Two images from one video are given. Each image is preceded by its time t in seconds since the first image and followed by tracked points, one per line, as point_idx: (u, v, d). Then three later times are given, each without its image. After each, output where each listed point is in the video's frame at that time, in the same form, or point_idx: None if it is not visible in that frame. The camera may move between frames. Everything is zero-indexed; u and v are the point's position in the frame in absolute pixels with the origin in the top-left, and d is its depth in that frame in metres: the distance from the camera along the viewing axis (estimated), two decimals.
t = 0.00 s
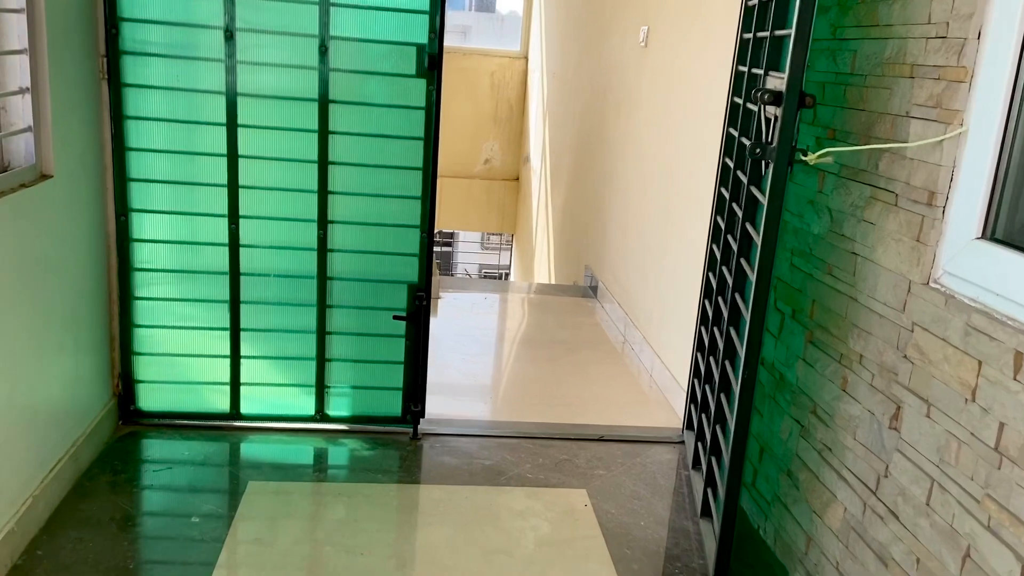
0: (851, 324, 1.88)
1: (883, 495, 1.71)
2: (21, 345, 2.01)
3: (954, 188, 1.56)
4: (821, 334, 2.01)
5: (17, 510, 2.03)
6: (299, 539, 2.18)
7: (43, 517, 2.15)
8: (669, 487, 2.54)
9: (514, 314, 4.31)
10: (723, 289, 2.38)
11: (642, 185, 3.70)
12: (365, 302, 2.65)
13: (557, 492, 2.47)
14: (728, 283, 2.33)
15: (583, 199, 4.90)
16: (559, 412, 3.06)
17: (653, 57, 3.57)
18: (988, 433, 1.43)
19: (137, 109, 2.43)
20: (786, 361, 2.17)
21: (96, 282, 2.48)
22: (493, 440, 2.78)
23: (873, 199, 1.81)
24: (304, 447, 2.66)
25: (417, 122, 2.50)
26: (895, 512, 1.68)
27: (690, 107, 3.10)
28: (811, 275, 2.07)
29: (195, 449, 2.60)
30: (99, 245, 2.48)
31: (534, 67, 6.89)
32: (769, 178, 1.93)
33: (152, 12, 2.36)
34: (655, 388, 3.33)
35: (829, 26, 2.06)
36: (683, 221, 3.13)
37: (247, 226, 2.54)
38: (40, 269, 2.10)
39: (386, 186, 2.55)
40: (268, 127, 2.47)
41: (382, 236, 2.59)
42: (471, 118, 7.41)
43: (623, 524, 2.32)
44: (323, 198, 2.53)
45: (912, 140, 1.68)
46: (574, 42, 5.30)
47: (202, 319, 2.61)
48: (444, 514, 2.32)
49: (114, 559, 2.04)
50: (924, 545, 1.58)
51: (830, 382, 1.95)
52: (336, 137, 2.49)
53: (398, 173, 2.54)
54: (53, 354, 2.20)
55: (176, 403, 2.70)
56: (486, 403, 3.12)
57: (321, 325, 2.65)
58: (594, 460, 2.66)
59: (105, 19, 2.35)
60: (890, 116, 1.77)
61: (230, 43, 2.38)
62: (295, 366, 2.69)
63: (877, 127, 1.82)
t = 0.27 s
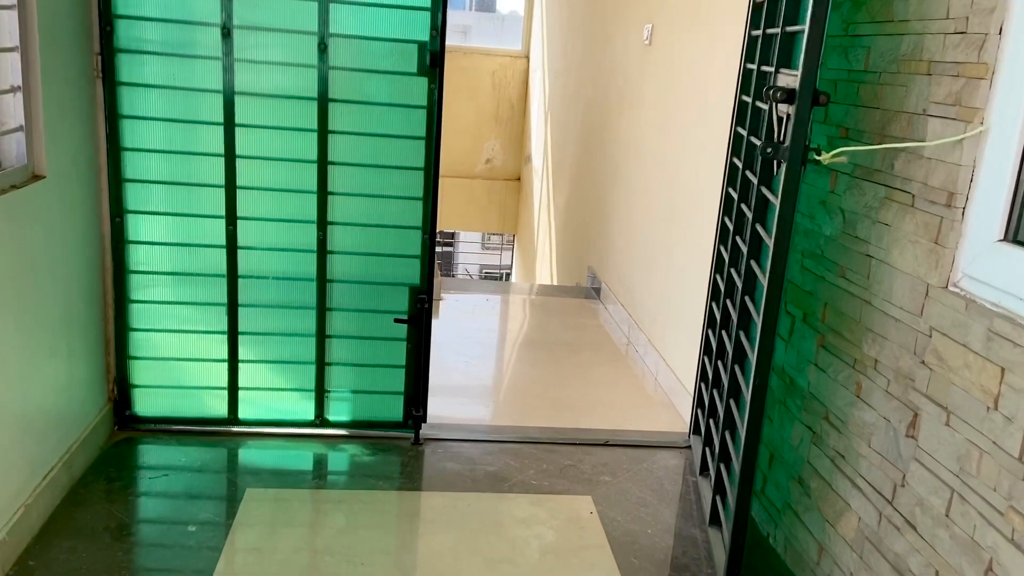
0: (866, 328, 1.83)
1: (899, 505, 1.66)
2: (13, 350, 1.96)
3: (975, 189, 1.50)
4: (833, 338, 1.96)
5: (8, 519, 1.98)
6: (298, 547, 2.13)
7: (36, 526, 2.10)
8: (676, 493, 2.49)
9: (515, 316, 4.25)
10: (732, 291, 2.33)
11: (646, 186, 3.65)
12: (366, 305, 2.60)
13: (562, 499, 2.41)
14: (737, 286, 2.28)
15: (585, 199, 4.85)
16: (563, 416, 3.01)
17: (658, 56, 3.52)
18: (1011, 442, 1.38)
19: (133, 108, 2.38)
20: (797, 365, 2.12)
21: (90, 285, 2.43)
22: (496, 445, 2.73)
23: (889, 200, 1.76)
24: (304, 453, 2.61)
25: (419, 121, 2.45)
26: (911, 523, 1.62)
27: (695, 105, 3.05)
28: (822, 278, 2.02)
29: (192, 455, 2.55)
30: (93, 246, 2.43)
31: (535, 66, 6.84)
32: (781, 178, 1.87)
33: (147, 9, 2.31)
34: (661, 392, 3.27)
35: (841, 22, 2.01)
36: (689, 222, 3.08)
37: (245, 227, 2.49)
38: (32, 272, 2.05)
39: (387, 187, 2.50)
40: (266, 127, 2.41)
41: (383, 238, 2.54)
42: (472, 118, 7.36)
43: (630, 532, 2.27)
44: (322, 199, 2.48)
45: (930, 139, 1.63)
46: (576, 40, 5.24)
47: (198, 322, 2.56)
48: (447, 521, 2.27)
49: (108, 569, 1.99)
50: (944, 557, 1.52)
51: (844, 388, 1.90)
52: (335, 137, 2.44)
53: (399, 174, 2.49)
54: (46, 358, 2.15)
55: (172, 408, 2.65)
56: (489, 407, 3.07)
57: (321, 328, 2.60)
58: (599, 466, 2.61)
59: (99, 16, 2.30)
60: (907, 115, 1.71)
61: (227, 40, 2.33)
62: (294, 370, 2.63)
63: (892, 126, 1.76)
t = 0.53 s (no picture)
0: (890, 339, 1.75)
1: (927, 525, 1.59)
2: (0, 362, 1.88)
3: (1010, 193, 1.43)
4: (854, 348, 1.88)
5: None
6: (297, 565, 2.05)
7: (25, 543, 2.02)
8: (687, 506, 2.41)
9: (519, 320, 4.18)
10: (746, 298, 2.25)
11: (653, 187, 3.57)
12: (367, 312, 2.53)
13: (571, 512, 2.34)
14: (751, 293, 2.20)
15: (589, 200, 4.77)
16: (569, 424, 2.94)
17: (665, 55, 3.44)
18: None
19: (126, 109, 2.30)
20: (815, 375, 2.05)
21: (82, 292, 2.36)
22: (502, 455, 2.65)
23: (914, 204, 1.68)
24: (304, 464, 2.53)
25: (421, 122, 2.37)
26: (941, 544, 1.55)
27: (705, 105, 2.97)
28: (842, 285, 1.94)
29: (188, 467, 2.48)
30: (85, 252, 2.35)
31: (538, 65, 6.76)
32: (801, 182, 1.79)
33: (140, 7, 2.23)
34: (670, 399, 3.19)
35: (861, 19, 1.92)
36: (698, 225, 3.00)
37: (242, 232, 2.41)
38: (20, 280, 1.97)
39: (389, 190, 2.42)
40: (264, 128, 2.34)
41: (384, 243, 2.46)
42: (474, 118, 7.27)
43: (640, 547, 2.19)
44: (322, 203, 2.40)
45: (960, 141, 1.55)
46: (580, 39, 5.16)
47: (194, 330, 2.49)
48: (452, 537, 2.19)
49: None
50: None
51: (866, 400, 1.82)
52: (335, 139, 2.36)
53: (401, 177, 2.41)
54: (36, 369, 2.07)
55: (168, 418, 2.57)
56: (493, 415, 2.99)
57: (321, 336, 2.52)
58: (608, 478, 2.53)
59: (91, 14, 2.22)
60: (934, 115, 1.63)
61: (223, 39, 2.25)
62: (293, 379, 2.56)
63: (917, 127, 1.68)
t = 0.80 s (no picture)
0: (906, 351, 1.70)
1: (946, 544, 1.54)
2: None
3: None
4: (868, 359, 1.83)
5: None
6: None
7: (16, 560, 1.97)
8: (695, 518, 2.36)
9: (520, 324, 4.12)
10: (754, 306, 2.20)
11: (657, 191, 3.52)
12: (368, 320, 2.47)
13: (576, 525, 2.29)
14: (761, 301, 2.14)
15: (592, 203, 4.72)
16: (573, 433, 2.88)
17: (669, 56, 3.39)
18: None
19: (120, 114, 2.25)
20: (827, 387, 1.99)
21: (76, 301, 2.31)
22: (505, 466, 2.60)
23: (931, 212, 1.63)
24: (303, 475, 2.49)
25: (423, 126, 2.32)
26: (961, 565, 1.50)
27: (711, 108, 2.92)
28: (855, 294, 1.89)
29: (185, 479, 2.43)
30: (78, 260, 2.30)
31: (539, 66, 6.71)
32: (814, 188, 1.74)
33: (135, 9, 2.18)
34: (676, 407, 3.14)
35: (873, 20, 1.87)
36: (704, 230, 2.95)
37: (239, 238, 2.36)
38: (11, 290, 1.92)
39: (390, 196, 2.37)
40: (261, 133, 2.29)
41: (385, 249, 2.41)
42: (474, 119, 7.22)
43: (647, 561, 2.14)
44: (321, 209, 2.35)
45: (981, 147, 1.50)
46: (582, 39, 5.11)
47: (190, 339, 2.44)
48: (454, 551, 2.14)
49: None
50: None
51: (881, 413, 1.77)
52: (335, 143, 2.31)
53: (402, 182, 2.36)
54: (28, 380, 2.02)
55: (163, 428, 2.52)
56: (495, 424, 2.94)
57: (320, 344, 2.47)
58: (613, 489, 2.48)
59: (84, 16, 2.17)
60: (952, 121, 1.58)
61: (220, 41, 2.20)
62: (292, 389, 2.51)
63: (935, 133, 1.63)
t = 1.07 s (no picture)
0: (930, 370, 1.62)
1: None
2: None
3: None
4: (888, 378, 1.76)
5: None
6: None
7: None
8: (706, 537, 2.29)
9: (523, 331, 4.05)
10: (768, 319, 2.12)
11: (664, 196, 3.45)
12: (369, 333, 2.40)
13: (583, 545, 2.21)
14: (776, 315, 2.07)
15: (596, 207, 4.65)
16: (579, 446, 2.81)
17: (676, 59, 3.31)
18: None
19: (111, 121, 2.18)
20: (844, 405, 1.92)
21: (65, 315, 2.24)
22: (510, 482, 2.53)
23: (957, 226, 1.56)
24: (301, 493, 2.42)
25: (425, 133, 2.25)
26: None
27: (720, 112, 2.84)
28: (874, 309, 1.82)
29: (178, 497, 2.36)
30: (68, 272, 2.23)
31: (541, 67, 6.64)
32: (834, 201, 1.67)
33: (126, 12, 2.10)
34: (684, 419, 3.07)
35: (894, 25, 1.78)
36: (713, 238, 2.87)
37: (235, 249, 2.29)
38: None
39: (391, 205, 2.30)
40: (257, 140, 2.21)
41: (386, 260, 2.34)
42: (475, 121, 7.15)
43: None
44: (320, 218, 2.28)
45: (1011, 160, 1.42)
46: (585, 40, 5.03)
47: (184, 353, 2.37)
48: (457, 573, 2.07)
49: None
50: None
51: (903, 435, 1.70)
52: (334, 151, 2.24)
53: (404, 191, 2.29)
54: (15, 397, 1.95)
55: (156, 445, 2.46)
56: (499, 437, 2.87)
57: (319, 358, 2.40)
58: (621, 506, 2.41)
59: (74, 20, 2.10)
60: (981, 131, 1.50)
61: (214, 45, 2.13)
62: (290, 403, 2.44)
63: (961, 144, 1.55)
